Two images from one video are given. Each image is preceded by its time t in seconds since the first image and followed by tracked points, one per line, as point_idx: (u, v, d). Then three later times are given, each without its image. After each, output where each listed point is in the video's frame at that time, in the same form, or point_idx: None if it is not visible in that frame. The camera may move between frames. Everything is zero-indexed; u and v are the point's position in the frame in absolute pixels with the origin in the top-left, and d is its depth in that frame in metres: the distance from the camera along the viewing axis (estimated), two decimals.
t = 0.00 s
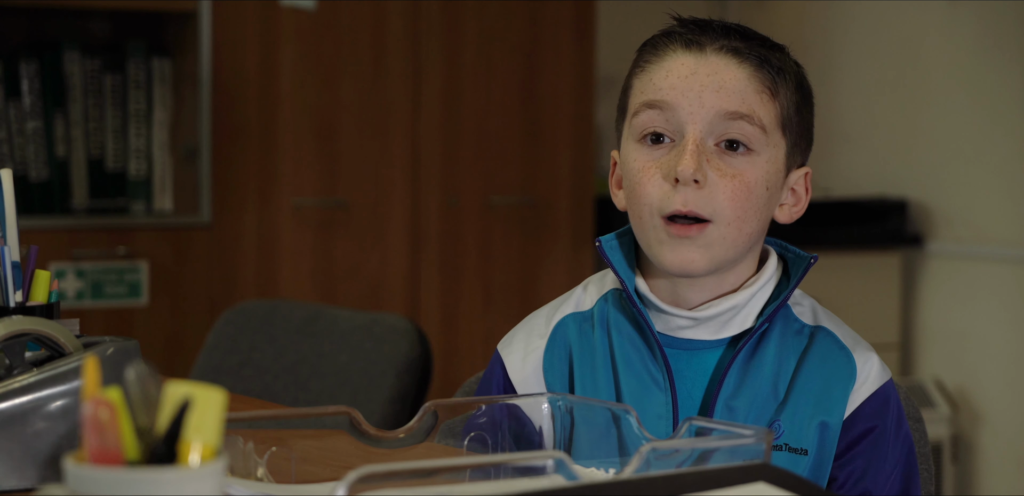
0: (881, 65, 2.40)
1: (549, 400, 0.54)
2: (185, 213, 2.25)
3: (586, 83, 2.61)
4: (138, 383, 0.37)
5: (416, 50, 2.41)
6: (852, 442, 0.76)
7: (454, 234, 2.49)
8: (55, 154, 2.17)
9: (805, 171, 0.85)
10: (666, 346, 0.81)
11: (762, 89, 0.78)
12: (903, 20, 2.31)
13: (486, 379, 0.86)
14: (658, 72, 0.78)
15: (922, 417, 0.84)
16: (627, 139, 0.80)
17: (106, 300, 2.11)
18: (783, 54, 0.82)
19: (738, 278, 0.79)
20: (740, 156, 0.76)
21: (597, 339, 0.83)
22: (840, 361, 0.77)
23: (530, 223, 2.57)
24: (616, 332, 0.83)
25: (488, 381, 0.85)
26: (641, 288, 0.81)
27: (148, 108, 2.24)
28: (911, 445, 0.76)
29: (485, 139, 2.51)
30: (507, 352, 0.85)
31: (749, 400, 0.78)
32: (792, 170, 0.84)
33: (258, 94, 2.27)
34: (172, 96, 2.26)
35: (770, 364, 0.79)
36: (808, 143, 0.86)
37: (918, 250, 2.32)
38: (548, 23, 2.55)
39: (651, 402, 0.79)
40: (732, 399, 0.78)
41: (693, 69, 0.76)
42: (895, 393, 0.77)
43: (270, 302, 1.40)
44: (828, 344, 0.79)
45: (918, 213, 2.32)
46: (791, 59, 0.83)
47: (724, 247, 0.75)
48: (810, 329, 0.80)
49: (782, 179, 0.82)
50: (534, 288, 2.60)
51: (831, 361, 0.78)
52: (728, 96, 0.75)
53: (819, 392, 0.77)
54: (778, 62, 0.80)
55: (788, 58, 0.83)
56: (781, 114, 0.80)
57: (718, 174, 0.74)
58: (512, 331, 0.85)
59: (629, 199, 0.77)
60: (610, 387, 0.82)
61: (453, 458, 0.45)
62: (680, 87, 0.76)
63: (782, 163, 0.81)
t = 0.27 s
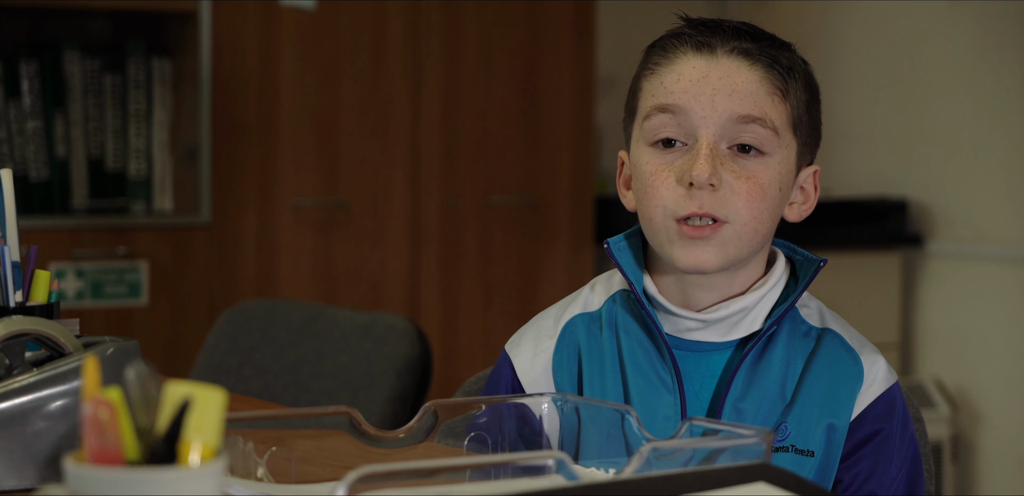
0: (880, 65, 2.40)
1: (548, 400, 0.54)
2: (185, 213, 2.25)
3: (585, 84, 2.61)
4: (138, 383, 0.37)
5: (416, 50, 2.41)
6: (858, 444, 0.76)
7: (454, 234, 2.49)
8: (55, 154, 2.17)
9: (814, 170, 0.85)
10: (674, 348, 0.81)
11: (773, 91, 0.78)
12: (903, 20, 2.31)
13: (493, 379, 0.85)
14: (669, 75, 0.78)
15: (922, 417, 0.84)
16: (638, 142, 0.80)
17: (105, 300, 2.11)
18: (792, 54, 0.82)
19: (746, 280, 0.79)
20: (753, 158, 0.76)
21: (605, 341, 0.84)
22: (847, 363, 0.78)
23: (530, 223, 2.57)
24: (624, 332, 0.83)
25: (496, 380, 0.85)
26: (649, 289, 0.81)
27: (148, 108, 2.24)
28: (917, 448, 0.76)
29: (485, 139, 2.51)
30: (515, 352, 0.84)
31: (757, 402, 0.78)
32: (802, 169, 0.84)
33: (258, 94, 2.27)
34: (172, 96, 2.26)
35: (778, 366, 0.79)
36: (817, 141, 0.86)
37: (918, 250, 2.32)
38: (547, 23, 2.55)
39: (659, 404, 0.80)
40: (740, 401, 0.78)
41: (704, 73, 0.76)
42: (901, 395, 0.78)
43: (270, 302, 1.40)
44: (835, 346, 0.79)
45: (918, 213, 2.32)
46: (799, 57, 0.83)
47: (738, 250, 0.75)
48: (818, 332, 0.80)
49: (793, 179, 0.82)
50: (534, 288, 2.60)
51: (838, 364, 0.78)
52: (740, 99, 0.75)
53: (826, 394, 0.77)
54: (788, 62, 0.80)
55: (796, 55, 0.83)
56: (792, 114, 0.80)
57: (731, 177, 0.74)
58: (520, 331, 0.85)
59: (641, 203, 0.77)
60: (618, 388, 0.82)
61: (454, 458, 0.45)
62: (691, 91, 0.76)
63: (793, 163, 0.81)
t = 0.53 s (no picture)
0: (880, 64, 2.40)
1: (548, 400, 0.54)
2: (185, 213, 2.25)
3: (586, 84, 2.61)
4: (138, 383, 0.37)
5: (416, 50, 2.41)
6: (859, 444, 0.76)
7: (454, 234, 2.49)
8: (56, 154, 2.17)
9: (816, 170, 0.85)
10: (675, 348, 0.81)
11: (774, 93, 0.77)
12: (903, 20, 2.31)
13: (497, 373, 0.86)
14: (668, 76, 0.78)
15: (922, 417, 0.84)
16: (638, 143, 0.80)
17: (106, 300, 2.11)
18: (793, 55, 0.82)
19: (747, 280, 0.79)
20: (752, 160, 0.76)
21: (607, 342, 0.84)
22: (848, 364, 0.78)
23: (530, 223, 2.57)
24: (626, 334, 0.83)
25: (500, 378, 0.86)
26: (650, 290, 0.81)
27: (148, 108, 2.24)
28: (916, 448, 0.77)
29: (485, 139, 2.51)
30: (520, 350, 0.85)
31: (758, 403, 0.78)
32: (803, 169, 0.84)
33: (258, 94, 2.27)
34: (172, 96, 2.26)
35: (779, 367, 0.79)
36: (818, 141, 0.86)
37: (918, 250, 2.32)
38: (548, 23, 2.55)
39: (661, 405, 0.80)
40: (742, 402, 0.78)
41: (703, 74, 0.76)
42: (902, 395, 0.78)
43: (270, 302, 1.40)
44: (836, 347, 0.79)
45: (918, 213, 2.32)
46: (799, 57, 0.83)
47: (736, 252, 0.75)
48: (819, 332, 0.80)
49: (793, 180, 0.82)
50: (534, 288, 2.60)
51: (839, 365, 0.78)
52: (739, 101, 0.75)
53: (827, 395, 0.77)
54: (788, 62, 0.80)
55: (796, 55, 0.83)
56: (792, 115, 0.80)
57: (730, 179, 0.74)
58: (524, 330, 0.86)
59: (641, 205, 0.77)
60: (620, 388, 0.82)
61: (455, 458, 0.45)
62: (691, 92, 0.76)
63: (793, 165, 0.81)
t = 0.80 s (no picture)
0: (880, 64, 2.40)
1: (548, 400, 0.54)
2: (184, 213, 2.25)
3: (586, 83, 2.61)
4: (138, 383, 0.37)
5: (416, 50, 2.41)
6: (858, 444, 0.76)
7: (454, 234, 2.48)
8: (55, 154, 2.17)
9: (818, 170, 0.85)
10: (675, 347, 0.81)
11: (776, 96, 0.77)
12: (903, 20, 2.31)
13: (500, 371, 0.86)
14: (670, 79, 0.78)
15: (921, 417, 0.84)
16: (639, 146, 0.80)
17: (105, 300, 2.11)
18: (795, 56, 0.82)
19: (747, 280, 0.79)
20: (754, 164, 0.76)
21: (607, 342, 0.84)
22: (848, 364, 0.78)
23: (530, 223, 2.57)
24: (625, 333, 0.83)
25: (502, 375, 0.85)
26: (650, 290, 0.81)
27: (148, 108, 2.24)
28: (915, 448, 0.77)
29: (485, 139, 2.51)
30: (522, 347, 0.85)
31: (758, 403, 0.78)
32: (805, 170, 0.84)
33: (258, 94, 2.27)
34: (172, 96, 2.26)
35: (779, 367, 0.79)
36: (820, 142, 0.86)
37: (918, 250, 2.32)
38: (547, 23, 2.55)
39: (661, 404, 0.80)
40: (742, 402, 0.78)
41: (705, 78, 0.76)
42: (901, 396, 0.78)
43: (270, 302, 1.39)
44: (836, 347, 0.79)
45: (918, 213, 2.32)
46: (801, 59, 0.83)
47: (737, 255, 0.75)
48: (819, 332, 0.80)
49: (795, 182, 0.82)
50: (534, 288, 2.60)
51: (839, 366, 0.78)
52: (741, 105, 0.75)
53: (827, 396, 0.77)
54: (790, 65, 0.80)
55: (798, 56, 0.83)
56: (795, 118, 0.80)
57: (733, 184, 0.74)
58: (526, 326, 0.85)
59: (642, 208, 0.77)
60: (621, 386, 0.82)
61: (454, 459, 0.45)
62: (693, 96, 0.76)
63: (795, 167, 0.81)
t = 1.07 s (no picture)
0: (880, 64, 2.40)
1: (550, 399, 0.54)
2: (185, 213, 2.25)
3: (586, 83, 2.61)
4: (138, 383, 0.37)
5: (416, 50, 2.41)
6: (859, 444, 0.76)
7: (454, 234, 2.49)
8: (55, 154, 2.17)
9: (820, 171, 0.85)
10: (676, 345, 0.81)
11: (777, 98, 0.77)
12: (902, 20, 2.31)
13: (505, 362, 0.85)
14: (671, 80, 0.78)
15: (922, 416, 0.84)
16: (640, 146, 0.80)
17: (105, 300, 2.11)
18: (798, 58, 0.82)
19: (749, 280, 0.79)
20: (754, 167, 0.76)
21: (610, 339, 0.84)
22: (849, 364, 0.78)
23: (530, 223, 2.57)
24: (627, 331, 0.83)
25: (506, 365, 0.85)
26: (653, 288, 0.81)
27: (148, 108, 2.25)
28: (916, 448, 0.77)
29: (485, 139, 2.51)
30: (528, 339, 0.85)
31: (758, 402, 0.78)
32: (808, 171, 0.84)
33: (258, 94, 2.27)
34: (172, 96, 2.26)
35: (780, 366, 0.79)
36: (823, 143, 0.86)
37: (918, 250, 2.32)
38: (547, 23, 2.55)
39: (661, 402, 0.79)
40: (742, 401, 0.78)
41: (705, 80, 0.76)
42: (902, 395, 0.78)
43: (270, 302, 1.39)
44: (837, 347, 0.79)
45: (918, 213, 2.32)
46: (804, 59, 0.83)
47: (736, 257, 0.75)
48: (820, 332, 0.80)
49: (797, 184, 0.82)
50: (534, 288, 2.60)
51: (840, 365, 0.78)
52: (741, 107, 0.75)
53: (827, 395, 0.77)
54: (793, 66, 0.80)
55: (801, 57, 0.82)
56: (796, 120, 0.80)
57: (732, 186, 0.74)
58: (531, 317, 0.86)
59: (641, 208, 0.77)
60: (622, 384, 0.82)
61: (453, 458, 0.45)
62: (693, 98, 0.76)
63: (797, 169, 0.81)
